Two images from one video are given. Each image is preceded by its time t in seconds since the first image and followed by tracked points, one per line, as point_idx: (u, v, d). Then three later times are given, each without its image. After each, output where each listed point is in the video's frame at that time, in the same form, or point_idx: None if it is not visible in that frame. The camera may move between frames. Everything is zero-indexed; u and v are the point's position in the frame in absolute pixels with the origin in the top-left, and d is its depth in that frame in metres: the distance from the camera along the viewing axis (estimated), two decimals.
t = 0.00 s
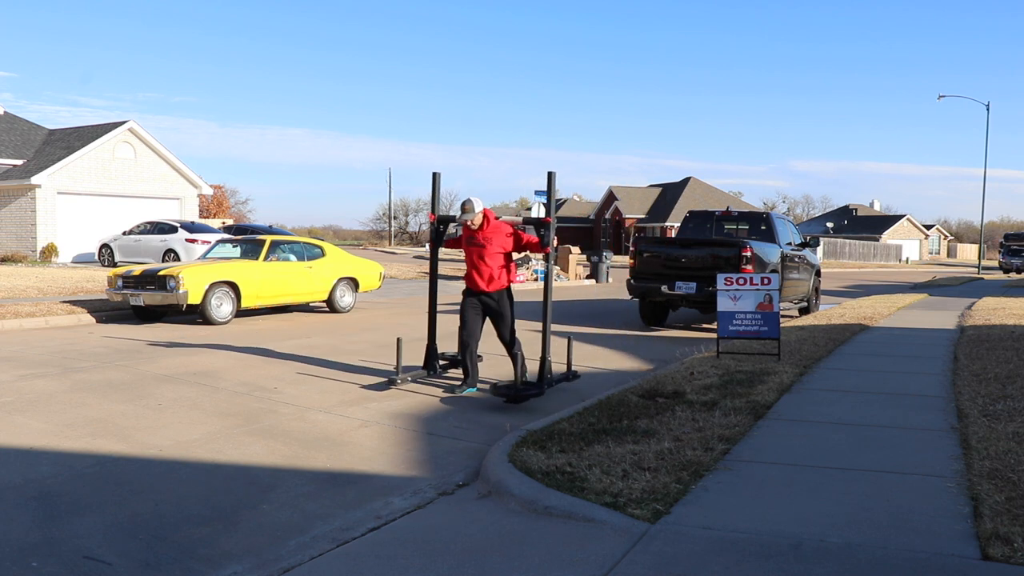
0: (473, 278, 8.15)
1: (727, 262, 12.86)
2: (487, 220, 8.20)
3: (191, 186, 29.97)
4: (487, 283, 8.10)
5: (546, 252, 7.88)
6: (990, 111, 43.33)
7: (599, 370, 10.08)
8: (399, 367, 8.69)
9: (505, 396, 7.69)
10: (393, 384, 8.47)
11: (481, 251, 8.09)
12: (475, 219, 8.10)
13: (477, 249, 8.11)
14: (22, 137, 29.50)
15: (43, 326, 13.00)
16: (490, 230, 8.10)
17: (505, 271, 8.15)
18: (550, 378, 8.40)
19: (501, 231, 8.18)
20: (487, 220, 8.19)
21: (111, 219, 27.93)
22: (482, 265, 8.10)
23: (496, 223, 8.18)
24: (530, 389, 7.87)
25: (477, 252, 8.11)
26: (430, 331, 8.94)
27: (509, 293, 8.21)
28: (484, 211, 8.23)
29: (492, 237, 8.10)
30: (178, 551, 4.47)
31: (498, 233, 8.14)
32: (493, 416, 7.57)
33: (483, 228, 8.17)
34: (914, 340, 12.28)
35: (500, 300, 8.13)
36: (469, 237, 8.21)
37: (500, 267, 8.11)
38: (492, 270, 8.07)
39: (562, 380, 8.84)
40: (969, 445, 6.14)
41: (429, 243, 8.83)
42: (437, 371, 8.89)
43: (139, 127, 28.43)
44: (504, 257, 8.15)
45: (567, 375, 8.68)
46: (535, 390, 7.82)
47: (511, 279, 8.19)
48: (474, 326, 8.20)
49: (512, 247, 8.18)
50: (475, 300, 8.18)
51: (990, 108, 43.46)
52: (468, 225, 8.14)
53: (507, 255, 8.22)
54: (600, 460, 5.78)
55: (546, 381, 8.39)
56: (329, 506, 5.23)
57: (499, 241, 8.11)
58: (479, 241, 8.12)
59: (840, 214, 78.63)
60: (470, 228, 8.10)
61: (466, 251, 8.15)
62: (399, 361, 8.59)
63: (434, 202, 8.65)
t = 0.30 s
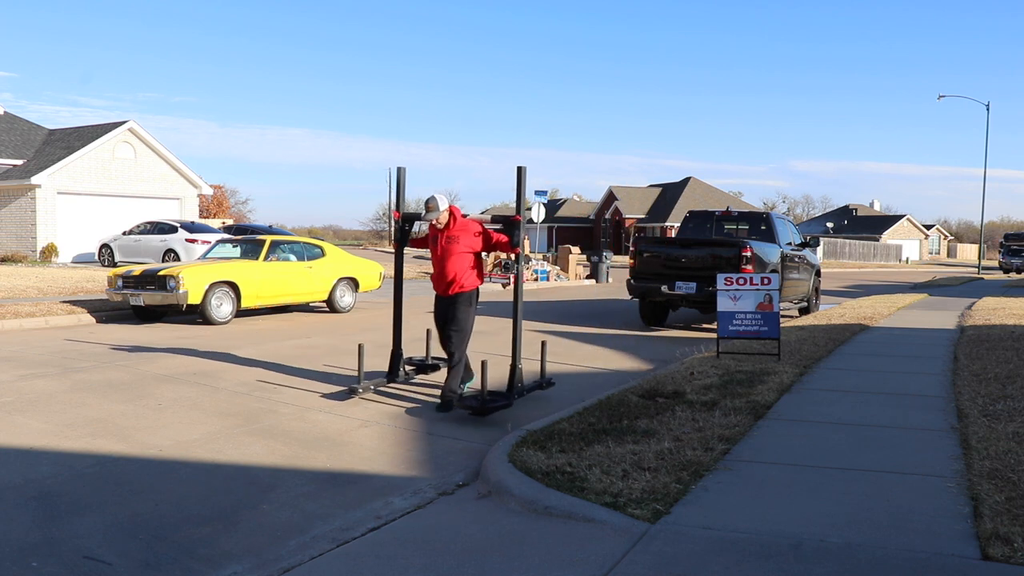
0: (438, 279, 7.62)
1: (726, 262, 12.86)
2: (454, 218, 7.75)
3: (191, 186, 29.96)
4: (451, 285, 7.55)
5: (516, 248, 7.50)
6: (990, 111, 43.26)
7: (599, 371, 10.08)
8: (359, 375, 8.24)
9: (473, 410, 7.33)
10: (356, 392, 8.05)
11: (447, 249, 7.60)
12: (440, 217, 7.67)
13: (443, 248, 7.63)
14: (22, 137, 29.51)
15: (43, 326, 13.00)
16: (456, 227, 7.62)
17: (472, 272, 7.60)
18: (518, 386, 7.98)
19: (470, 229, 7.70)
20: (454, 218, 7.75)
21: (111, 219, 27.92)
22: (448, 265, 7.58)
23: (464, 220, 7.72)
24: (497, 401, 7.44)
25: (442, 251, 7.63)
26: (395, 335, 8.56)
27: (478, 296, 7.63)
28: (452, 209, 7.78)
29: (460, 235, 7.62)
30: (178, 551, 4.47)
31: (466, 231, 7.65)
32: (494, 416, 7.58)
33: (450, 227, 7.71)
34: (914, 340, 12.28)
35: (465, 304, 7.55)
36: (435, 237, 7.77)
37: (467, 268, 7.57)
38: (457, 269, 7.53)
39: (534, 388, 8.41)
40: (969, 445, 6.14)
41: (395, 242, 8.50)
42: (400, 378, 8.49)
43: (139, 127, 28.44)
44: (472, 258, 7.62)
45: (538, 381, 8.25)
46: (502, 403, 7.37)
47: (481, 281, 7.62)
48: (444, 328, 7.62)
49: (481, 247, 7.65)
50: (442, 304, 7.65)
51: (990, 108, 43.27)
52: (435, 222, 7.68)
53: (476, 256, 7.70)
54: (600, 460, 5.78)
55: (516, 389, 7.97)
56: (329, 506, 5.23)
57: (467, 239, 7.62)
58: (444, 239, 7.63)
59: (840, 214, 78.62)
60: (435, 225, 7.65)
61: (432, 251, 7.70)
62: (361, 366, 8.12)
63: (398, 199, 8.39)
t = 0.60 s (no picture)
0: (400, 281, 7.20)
1: (726, 262, 12.87)
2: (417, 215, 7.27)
3: (191, 186, 29.95)
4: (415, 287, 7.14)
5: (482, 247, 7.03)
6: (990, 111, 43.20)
7: (599, 371, 10.08)
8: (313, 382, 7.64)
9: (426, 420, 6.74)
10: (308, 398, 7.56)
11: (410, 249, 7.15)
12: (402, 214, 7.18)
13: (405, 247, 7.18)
14: (22, 137, 29.51)
15: (43, 327, 13.00)
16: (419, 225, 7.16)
17: (437, 273, 7.20)
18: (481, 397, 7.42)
19: (433, 228, 7.24)
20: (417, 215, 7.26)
21: (111, 219, 27.93)
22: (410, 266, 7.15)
23: (426, 218, 7.25)
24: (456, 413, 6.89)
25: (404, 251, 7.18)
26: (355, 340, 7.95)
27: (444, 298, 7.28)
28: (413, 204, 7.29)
29: (423, 234, 7.16)
30: (179, 550, 4.47)
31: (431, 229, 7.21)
32: (493, 416, 7.58)
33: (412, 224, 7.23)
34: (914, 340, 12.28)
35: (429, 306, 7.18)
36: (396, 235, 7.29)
37: (432, 269, 7.16)
38: (421, 271, 7.13)
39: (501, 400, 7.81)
40: (969, 445, 6.14)
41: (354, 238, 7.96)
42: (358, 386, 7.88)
43: (139, 127, 28.44)
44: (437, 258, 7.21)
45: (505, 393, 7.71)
46: (460, 416, 6.83)
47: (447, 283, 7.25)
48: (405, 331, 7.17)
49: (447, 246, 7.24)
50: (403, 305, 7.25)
51: (990, 108, 43.22)
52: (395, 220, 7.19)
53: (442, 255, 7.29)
54: (600, 460, 5.78)
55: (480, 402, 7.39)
56: (329, 505, 5.23)
57: (431, 238, 7.18)
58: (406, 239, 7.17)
59: (840, 214, 78.60)
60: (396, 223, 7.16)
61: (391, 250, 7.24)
62: (313, 372, 7.60)
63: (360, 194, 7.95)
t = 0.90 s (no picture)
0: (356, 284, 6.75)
1: (726, 262, 12.87)
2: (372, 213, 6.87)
3: (191, 186, 29.95)
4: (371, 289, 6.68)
5: (440, 248, 6.63)
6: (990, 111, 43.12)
7: (599, 371, 10.08)
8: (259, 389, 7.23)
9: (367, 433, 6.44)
10: (251, 409, 7.12)
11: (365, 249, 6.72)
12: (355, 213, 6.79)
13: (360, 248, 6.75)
14: (22, 137, 29.50)
15: (43, 326, 13.00)
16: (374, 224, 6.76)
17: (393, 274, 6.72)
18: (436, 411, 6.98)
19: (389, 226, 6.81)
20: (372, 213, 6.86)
21: (111, 219, 27.93)
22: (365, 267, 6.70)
23: (381, 216, 6.84)
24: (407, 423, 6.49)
25: (358, 252, 6.76)
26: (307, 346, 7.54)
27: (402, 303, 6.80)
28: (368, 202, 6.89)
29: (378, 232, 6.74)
30: (179, 550, 4.47)
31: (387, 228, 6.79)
32: (493, 416, 7.57)
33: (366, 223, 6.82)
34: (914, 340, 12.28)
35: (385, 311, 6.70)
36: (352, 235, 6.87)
37: (387, 270, 6.69)
38: (375, 273, 6.66)
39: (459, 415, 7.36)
40: (969, 445, 6.14)
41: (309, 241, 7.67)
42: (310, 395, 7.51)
43: (139, 127, 28.43)
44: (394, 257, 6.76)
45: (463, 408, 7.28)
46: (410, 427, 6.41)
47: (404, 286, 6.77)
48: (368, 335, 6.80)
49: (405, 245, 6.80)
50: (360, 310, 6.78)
51: (990, 108, 43.12)
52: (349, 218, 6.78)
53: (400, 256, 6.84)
54: (600, 460, 5.78)
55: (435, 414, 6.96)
56: (329, 505, 5.23)
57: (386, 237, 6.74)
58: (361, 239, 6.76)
59: (840, 214, 78.60)
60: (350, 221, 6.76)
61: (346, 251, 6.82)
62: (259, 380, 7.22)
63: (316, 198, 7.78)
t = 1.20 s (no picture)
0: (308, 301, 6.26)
1: (726, 262, 12.87)
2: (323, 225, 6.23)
3: (191, 186, 29.95)
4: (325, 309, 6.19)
5: (392, 261, 5.87)
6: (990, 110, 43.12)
7: (599, 371, 10.07)
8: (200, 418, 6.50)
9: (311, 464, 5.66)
10: (191, 439, 6.37)
11: (314, 265, 6.17)
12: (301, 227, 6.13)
13: (310, 264, 6.20)
14: (22, 137, 29.51)
15: (43, 326, 13.00)
16: (322, 237, 6.16)
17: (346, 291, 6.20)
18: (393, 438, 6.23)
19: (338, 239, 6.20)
20: (318, 226, 6.21)
21: (111, 219, 27.94)
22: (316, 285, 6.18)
23: (330, 229, 6.21)
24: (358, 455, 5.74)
25: (306, 268, 6.22)
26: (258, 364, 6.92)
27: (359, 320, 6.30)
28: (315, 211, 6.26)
29: (326, 247, 6.15)
30: (179, 550, 4.47)
31: (339, 242, 6.17)
32: (493, 416, 7.57)
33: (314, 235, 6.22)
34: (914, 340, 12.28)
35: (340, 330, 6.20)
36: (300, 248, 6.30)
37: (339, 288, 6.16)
38: (327, 292, 6.14)
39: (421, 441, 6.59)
40: (969, 445, 6.14)
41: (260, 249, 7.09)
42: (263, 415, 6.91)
43: (139, 127, 28.43)
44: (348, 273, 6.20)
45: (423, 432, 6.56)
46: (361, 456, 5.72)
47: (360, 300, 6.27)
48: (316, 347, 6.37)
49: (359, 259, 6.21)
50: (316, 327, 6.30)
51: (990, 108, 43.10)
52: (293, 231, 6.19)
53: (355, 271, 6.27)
54: (600, 460, 5.78)
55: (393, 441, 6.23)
56: (330, 505, 5.22)
57: (336, 251, 6.16)
58: (308, 254, 6.19)
59: (840, 214, 78.64)
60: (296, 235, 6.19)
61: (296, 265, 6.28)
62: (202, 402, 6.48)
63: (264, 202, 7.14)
